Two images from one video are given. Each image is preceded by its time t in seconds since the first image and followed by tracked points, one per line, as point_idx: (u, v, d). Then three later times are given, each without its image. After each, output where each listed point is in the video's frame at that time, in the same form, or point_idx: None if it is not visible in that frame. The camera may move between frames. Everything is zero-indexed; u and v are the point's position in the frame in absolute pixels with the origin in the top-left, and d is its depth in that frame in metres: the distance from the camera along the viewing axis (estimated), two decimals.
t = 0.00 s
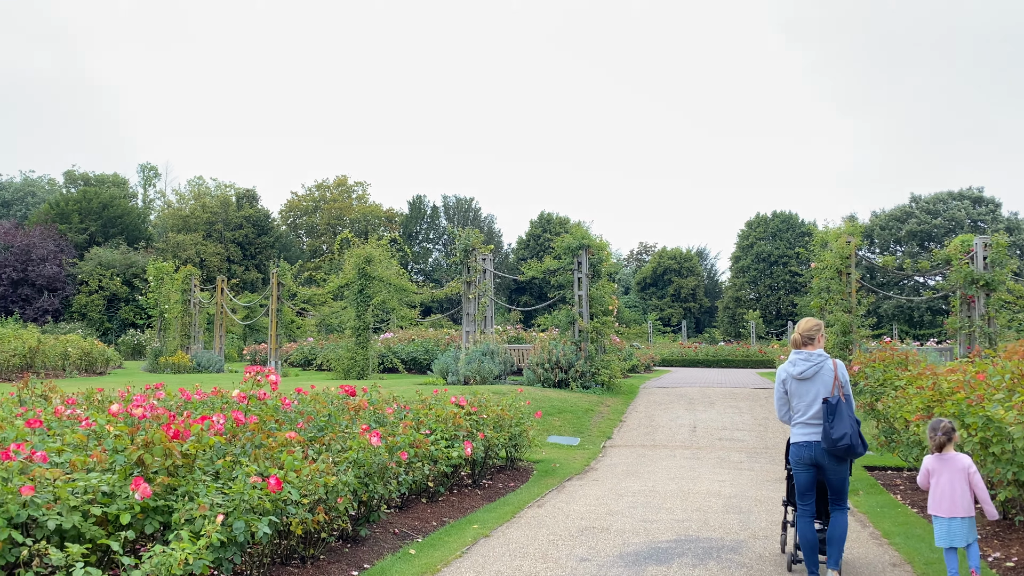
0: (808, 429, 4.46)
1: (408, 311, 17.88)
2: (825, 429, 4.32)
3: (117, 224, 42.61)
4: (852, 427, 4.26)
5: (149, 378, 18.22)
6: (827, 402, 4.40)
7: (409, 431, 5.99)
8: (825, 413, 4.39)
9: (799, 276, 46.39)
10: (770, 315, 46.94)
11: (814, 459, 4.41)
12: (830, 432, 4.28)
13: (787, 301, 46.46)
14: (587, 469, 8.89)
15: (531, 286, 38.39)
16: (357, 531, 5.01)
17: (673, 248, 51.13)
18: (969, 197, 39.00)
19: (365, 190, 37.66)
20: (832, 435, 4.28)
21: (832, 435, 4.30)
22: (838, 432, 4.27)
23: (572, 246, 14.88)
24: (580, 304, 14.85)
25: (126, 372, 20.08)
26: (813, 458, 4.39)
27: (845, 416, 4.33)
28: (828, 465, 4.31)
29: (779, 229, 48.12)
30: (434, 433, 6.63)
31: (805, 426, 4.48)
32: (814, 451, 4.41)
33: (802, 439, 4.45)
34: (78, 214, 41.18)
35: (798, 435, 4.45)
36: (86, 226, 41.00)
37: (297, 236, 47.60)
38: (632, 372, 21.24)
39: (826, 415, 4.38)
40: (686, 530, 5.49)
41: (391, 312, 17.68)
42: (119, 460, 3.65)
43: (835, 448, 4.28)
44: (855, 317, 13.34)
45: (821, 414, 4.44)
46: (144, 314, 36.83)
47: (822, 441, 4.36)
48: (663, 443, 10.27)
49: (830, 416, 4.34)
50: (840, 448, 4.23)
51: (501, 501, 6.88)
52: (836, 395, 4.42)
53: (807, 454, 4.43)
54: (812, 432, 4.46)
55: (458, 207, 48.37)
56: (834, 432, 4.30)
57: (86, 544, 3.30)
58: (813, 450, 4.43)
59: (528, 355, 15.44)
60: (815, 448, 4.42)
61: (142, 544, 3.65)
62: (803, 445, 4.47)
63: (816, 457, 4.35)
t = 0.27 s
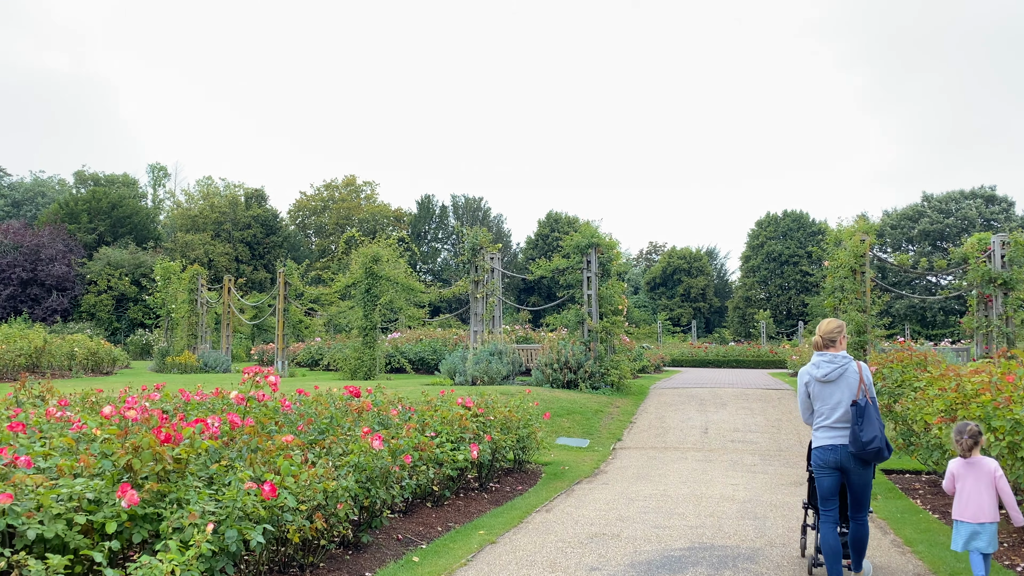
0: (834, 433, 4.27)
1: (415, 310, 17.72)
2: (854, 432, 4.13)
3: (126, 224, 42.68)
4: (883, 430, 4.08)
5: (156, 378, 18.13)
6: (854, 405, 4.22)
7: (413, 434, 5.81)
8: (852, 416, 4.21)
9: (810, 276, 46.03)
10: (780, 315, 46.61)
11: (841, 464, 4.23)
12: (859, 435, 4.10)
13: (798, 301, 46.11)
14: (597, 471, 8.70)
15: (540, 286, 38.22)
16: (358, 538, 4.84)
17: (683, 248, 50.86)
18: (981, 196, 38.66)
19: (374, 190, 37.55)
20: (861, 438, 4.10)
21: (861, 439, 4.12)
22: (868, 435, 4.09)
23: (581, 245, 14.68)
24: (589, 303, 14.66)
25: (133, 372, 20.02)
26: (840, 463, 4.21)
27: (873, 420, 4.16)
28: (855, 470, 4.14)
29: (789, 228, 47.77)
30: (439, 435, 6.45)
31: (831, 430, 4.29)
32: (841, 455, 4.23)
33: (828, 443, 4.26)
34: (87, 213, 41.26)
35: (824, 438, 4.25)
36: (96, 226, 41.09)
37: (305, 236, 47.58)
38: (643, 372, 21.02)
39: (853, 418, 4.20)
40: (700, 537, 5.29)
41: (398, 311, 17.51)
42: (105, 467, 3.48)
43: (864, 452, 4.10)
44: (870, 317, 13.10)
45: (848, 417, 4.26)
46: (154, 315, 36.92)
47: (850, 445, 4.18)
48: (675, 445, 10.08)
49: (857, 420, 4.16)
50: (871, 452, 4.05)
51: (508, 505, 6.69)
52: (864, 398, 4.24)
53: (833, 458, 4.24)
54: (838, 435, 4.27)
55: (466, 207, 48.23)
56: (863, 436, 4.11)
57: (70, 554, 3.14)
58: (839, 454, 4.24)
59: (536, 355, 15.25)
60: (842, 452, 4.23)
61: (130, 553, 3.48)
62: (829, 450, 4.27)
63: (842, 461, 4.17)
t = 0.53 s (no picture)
0: (856, 437, 4.50)
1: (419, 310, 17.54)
2: (876, 439, 4.37)
3: (130, 224, 42.65)
4: (905, 437, 4.32)
5: (158, 378, 18.00)
6: (876, 411, 4.45)
7: (412, 436, 5.65)
8: (874, 422, 4.44)
9: (817, 275, 45.74)
10: (787, 315, 46.32)
11: (864, 469, 4.45)
12: (882, 443, 4.32)
13: (804, 301, 45.82)
14: (601, 474, 8.53)
15: (545, 286, 38.03)
16: (353, 545, 4.67)
17: (688, 247, 50.61)
18: (990, 195, 38.36)
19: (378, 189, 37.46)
20: (884, 445, 4.33)
21: (883, 445, 4.35)
22: (889, 442, 4.32)
23: (586, 244, 14.51)
24: (594, 303, 14.48)
25: (135, 372, 19.91)
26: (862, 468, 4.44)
27: (894, 426, 4.39)
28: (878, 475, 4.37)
29: (796, 228, 47.47)
30: (439, 437, 6.29)
31: (853, 435, 4.52)
32: (863, 461, 4.45)
33: (852, 449, 4.49)
34: (92, 213, 41.23)
35: (847, 445, 4.49)
36: (100, 226, 41.07)
37: (310, 236, 47.48)
38: (648, 372, 20.83)
39: (875, 424, 4.43)
40: (707, 544, 5.12)
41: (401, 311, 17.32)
42: (86, 474, 3.33)
43: (886, 458, 4.33)
44: (879, 317, 12.89)
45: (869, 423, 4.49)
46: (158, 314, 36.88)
47: (872, 452, 4.42)
48: (681, 447, 9.89)
49: (879, 426, 4.39)
50: (893, 458, 4.28)
51: (510, 510, 6.52)
52: (885, 404, 4.48)
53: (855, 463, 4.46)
54: (860, 441, 4.50)
55: (471, 206, 48.06)
56: (885, 442, 4.34)
57: (47, 566, 2.99)
58: (862, 459, 4.46)
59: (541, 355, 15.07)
60: (864, 457, 4.45)
61: (113, 562, 3.34)
62: (851, 455, 4.51)
63: (864, 467, 4.40)
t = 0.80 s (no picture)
0: (876, 432, 4.87)
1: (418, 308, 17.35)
2: (902, 433, 4.72)
3: (132, 223, 42.54)
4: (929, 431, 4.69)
5: (156, 377, 17.84)
6: (899, 404, 4.82)
7: (406, 435, 5.46)
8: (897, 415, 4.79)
9: (821, 275, 45.48)
10: (791, 314, 46.03)
11: (884, 464, 4.81)
12: (909, 436, 4.67)
13: (808, 300, 45.54)
14: (603, 474, 8.35)
15: (547, 285, 37.83)
16: (344, 548, 4.49)
17: (692, 247, 50.38)
18: (995, 193, 38.08)
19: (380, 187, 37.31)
20: (910, 438, 4.68)
21: (908, 438, 4.71)
22: (916, 436, 4.68)
23: (588, 241, 14.33)
24: (596, 301, 14.30)
25: (134, 371, 19.76)
26: (884, 462, 4.79)
27: (917, 419, 4.75)
28: (900, 470, 4.71)
29: (800, 227, 47.19)
30: (435, 436, 6.10)
31: (874, 429, 4.89)
32: (883, 454, 4.81)
33: (873, 443, 4.84)
34: (94, 212, 41.12)
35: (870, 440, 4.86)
36: (102, 225, 40.98)
37: (312, 235, 47.31)
38: (651, 372, 20.64)
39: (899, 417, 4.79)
40: (712, 548, 4.93)
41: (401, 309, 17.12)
42: (57, 473, 3.14)
43: (912, 452, 4.68)
44: (886, 315, 12.69)
45: (889, 416, 4.85)
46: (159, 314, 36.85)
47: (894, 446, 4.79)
48: (685, 447, 9.71)
49: (905, 419, 4.75)
50: (919, 450, 4.64)
51: (509, 511, 6.35)
52: (905, 397, 4.85)
53: (877, 458, 4.82)
54: (881, 435, 4.87)
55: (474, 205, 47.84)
56: (910, 435, 4.70)
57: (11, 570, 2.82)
58: (882, 454, 4.83)
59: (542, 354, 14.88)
60: (885, 451, 4.82)
61: (86, 566, 3.16)
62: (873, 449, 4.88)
63: (888, 462, 4.74)
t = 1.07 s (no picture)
0: (883, 438, 4.69)
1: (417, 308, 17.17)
2: (910, 439, 4.53)
3: (131, 222, 42.41)
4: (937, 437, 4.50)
5: (153, 378, 17.69)
6: (908, 410, 4.64)
7: (397, 441, 5.29)
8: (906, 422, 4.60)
9: (823, 275, 45.30)
10: (793, 314, 45.85)
11: (890, 471, 4.63)
12: (917, 443, 4.48)
13: (810, 300, 45.36)
14: (602, 478, 8.17)
15: (548, 285, 37.67)
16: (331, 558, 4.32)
17: (693, 246, 50.21)
18: (997, 193, 37.87)
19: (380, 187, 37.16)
20: (918, 446, 4.49)
21: (916, 446, 4.51)
22: (925, 442, 4.49)
23: (588, 240, 14.15)
24: (596, 301, 14.11)
25: (131, 371, 19.62)
26: (890, 469, 4.61)
27: (926, 426, 4.57)
28: (908, 478, 4.54)
29: (802, 227, 46.98)
30: (428, 441, 5.93)
31: (881, 435, 4.71)
32: (890, 462, 4.62)
33: (879, 450, 4.66)
34: (93, 212, 40.98)
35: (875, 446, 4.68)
36: (101, 224, 40.86)
37: (312, 235, 47.17)
38: (652, 373, 20.47)
39: (908, 423, 4.60)
40: (713, 558, 4.75)
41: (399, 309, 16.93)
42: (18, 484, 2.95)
43: (921, 459, 4.48)
44: (890, 315, 12.50)
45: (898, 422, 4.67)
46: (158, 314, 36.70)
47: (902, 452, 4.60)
48: (686, 450, 9.53)
49: (913, 426, 4.57)
50: (927, 458, 4.45)
51: (504, 517, 6.16)
52: (914, 403, 4.67)
53: (884, 465, 4.64)
54: (888, 441, 4.68)
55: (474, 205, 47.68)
56: (919, 442, 4.51)
57: None
58: (888, 461, 4.64)
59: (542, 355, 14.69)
60: (891, 458, 4.63)
61: None
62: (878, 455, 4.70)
63: (895, 468, 4.56)
